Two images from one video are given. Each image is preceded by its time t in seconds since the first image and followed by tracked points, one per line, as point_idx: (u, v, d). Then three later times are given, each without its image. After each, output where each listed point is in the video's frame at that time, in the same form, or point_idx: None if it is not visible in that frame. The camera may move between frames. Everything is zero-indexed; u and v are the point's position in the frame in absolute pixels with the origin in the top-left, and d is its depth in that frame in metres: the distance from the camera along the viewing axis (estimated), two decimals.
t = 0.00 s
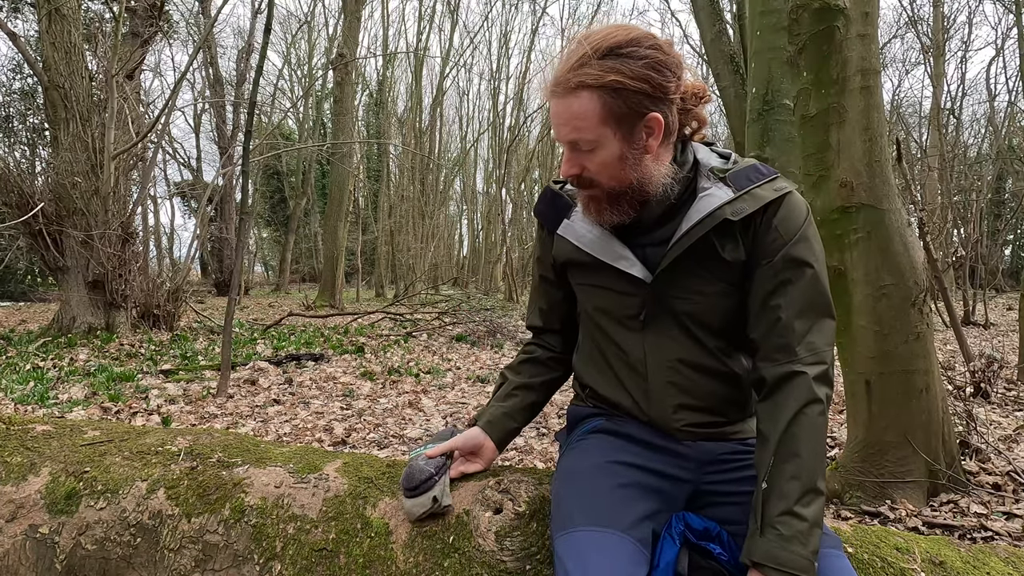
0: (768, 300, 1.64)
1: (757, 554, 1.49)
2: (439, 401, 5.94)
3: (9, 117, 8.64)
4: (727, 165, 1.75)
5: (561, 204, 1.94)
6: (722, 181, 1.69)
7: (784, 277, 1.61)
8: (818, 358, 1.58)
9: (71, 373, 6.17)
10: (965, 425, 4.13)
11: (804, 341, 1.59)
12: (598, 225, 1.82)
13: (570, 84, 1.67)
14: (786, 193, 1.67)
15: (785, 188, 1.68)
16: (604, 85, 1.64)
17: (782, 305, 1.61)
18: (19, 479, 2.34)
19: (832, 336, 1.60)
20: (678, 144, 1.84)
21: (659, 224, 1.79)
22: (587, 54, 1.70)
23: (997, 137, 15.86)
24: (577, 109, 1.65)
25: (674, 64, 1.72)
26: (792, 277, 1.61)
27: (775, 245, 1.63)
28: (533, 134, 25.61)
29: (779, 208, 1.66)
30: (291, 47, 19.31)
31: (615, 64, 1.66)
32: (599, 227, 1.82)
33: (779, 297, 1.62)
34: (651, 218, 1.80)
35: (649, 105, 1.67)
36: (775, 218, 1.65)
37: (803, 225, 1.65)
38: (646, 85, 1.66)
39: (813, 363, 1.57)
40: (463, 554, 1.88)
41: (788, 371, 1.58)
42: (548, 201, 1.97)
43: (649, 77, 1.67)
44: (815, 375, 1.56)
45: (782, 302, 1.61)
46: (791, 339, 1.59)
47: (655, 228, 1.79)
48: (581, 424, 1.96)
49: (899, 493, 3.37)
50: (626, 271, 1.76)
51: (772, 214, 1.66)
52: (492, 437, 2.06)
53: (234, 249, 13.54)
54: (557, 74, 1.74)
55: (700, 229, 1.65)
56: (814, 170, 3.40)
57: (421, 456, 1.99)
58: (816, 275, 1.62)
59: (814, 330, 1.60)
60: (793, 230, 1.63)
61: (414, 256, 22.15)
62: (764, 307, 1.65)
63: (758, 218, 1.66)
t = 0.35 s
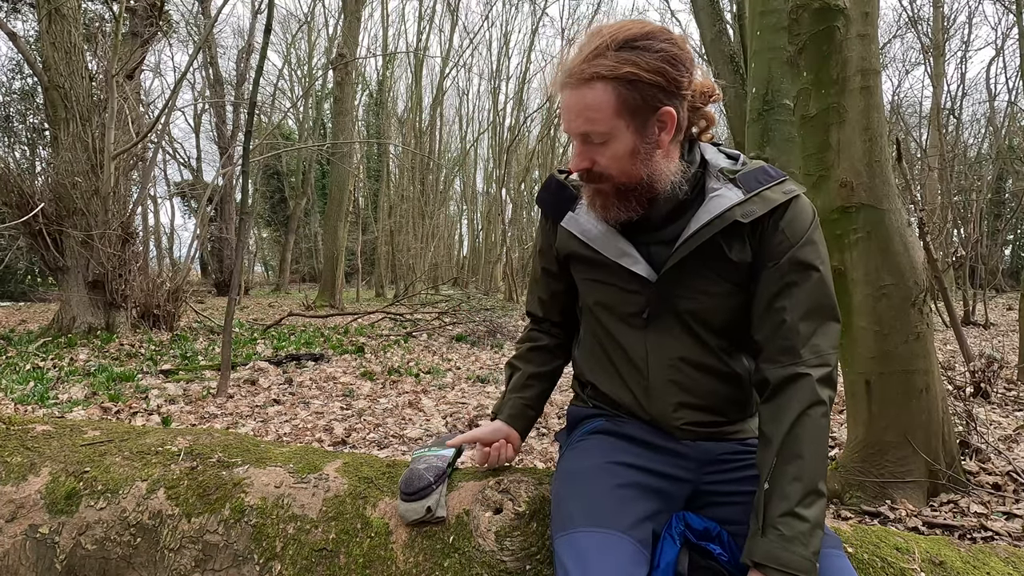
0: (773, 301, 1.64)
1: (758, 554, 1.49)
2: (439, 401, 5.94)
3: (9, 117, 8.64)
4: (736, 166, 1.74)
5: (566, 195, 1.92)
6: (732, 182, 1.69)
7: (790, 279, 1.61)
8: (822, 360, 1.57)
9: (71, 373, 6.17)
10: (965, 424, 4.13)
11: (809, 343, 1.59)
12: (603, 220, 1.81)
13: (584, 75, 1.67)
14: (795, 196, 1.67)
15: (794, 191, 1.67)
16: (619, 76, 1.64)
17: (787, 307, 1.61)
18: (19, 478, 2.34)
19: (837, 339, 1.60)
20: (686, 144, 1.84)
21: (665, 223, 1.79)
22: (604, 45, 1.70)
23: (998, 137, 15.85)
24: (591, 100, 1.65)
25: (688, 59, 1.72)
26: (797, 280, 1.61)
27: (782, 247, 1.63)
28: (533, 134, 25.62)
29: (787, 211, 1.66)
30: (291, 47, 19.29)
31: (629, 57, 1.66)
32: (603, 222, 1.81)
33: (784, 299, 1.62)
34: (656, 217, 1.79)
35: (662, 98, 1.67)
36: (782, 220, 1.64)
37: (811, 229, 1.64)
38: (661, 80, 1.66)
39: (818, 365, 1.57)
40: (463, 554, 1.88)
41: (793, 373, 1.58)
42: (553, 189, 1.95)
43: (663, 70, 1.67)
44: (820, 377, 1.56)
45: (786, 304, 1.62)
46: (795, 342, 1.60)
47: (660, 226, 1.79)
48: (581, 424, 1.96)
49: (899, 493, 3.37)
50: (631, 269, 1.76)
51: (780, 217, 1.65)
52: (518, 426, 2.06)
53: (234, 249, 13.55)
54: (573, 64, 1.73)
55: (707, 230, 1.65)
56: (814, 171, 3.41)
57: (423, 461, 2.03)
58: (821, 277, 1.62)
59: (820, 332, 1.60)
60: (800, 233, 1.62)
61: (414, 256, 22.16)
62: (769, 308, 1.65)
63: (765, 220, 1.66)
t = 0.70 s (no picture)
0: (760, 297, 1.66)
1: (756, 550, 1.49)
2: (439, 401, 5.94)
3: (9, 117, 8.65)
4: (719, 166, 1.77)
5: (552, 210, 1.94)
6: (715, 181, 1.71)
7: (776, 273, 1.64)
8: (810, 353, 1.59)
9: (71, 373, 6.17)
10: (965, 425, 4.13)
11: (796, 337, 1.61)
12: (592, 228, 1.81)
13: (616, 43, 1.74)
14: (777, 192, 1.70)
15: (776, 187, 1.71)
16: (643, 51, 1.76)
17: (775, 302, 1.63)
18: (19, 478, 2.34)
19: (824, 332, 1.62)
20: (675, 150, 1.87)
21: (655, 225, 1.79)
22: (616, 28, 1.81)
23: (998, 137, 15.85)
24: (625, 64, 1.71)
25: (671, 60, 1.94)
26: (783, 274, 1.64)
27: (766, 244, 1.66)
28: (533, 134, 25.62)
29: (770, 208, 1.69)
30: (291, 47, 19.29)
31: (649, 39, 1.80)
32: (593, 231, 1.82)
33: (771, 295, 1.65)
34: (648, 219, 1.79)
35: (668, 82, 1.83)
36: (766, 217, 1.68)
37: (793, 223, 1.68)
38: (669, 64, 1.83)
39: (807, 358, 1.59)
40: (463, 554, 1.88)
41: (779, 368, 1.60)
42: (538, 209, 1.97)
43: (670, 57, 1.84)
44: (809, 371, 1.57)
45: (774, 300, 1.64)
46: (782, 336, 1.62)
47: (653, 228, 1.79)
48: (582, 425, 1.96)
49: (899, 493, 3.37)
50: (624, 274, 1.75)
51: (763, 215, 1.69)
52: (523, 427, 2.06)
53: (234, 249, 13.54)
54: (589, 41, 1.78)
55: (698, 230, 1.65)
56: (815, 171, 3.42)
57: (423, 461, 2.04)
58: (805, 272, 1.65)
59: (808, 326, 1.62)
60: (783, 228, 1.66)
61: (414, 256, 22.16)
62: (756, 304, 1.67)
63: (751, 218, 1.69)
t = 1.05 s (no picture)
0: (748, 289, 1.68)
1: (756, 543, 1.49)
2: (439, 401, 5.94)
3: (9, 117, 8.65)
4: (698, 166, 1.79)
5: (537, 230, 1.83)
6: (697, 181, 1.72)
7: (764, 266, 1.66)
8: (798, 343, 1.62)
9: (70, 373, 6.17)
10: (965, 425, 4.13)
11: (784, 327, 1.63)
12: (585, 243, 1.75)
13: (601, 52, 1.71)
14: (757, 185, 1.72)
15: (756, 180, 1.72)
16: (626, 60, 1.74)
17: (762, 295, 1.65)
18: (19, 479, 2.34)
19: (808, 321, 1.65)
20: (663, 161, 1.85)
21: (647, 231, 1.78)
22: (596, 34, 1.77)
23: (998, 137, 15.87)
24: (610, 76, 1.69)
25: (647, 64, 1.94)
26: (768, 266, 1.65)
27: (751, 238, 1.68)
28: (533, 133, 25.61)
29: (752, 202, 1.71)
30: (291, 47, 19.29)
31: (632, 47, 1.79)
32: (589, 243, 1.75)
33: (760, 287, 1.66)
34: (636, 225, 1.79)
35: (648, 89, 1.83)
36: (749, 211, 1.70)
37: (775, 216, 1.70)
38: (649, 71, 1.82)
39: (795, 347, 1.62)
40: (463, 554, 1.88)
41: (768, 358, 1.62)
42: (522, 229, 1.86)
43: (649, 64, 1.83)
44: (796, 359, 1.60)
45: (762, 292, 1.65)
46: (771, 327, 1.64)
47: (646, 233, 1.78)
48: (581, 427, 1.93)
49: (899, 493, 3.37)
50: (622, 283, 1.72)
51: (746, 209, 1.70)
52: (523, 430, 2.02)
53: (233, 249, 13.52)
54: (570, 48, 1.74)
55: (690, 231, 1.64)
56: (815, 170, 3.43)
57: (423, 462, 2.04)
58: (788, 265, 1.68)
59: (793, 315, 1.64)
60: (766, 221, 1.68)
61: (414, 256, 22.16)
62: (744, 297, 1.68)
63: (737, 214, 1.70)
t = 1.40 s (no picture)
0: (761, 300, 1.67)
1: (761, 545, 1.49)
2: (439, 401, 5.94)
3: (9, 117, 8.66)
4: (714, 172, 1.79)
5: (542, 228, 1.79)
6: (715, 189, 1.72)
7: (778, 276, 1.65)
8: (815, 352, 1.61)
9: (71, 373, 6.17)
10: (965, 425, 4.13)
11: (799, 337, 1.63)
12: (594, 248, 1.73)
13: (645, 72, 1.56)
14: (773, 195, 1.73)
15: (771, 190, 1.74)
16: (667, 82, 1.60)
17: (777, 305, 1.65)
18: (19, 478, 2.34)
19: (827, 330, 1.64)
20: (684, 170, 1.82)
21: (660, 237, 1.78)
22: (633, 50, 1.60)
23: (998, 137, 15.88)
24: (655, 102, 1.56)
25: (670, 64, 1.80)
26: (785, 277, 1.65)
27: (767, 248, 1.67)
28: (533, 133, 25.60)
29: (769, 211, 1.71)
30: (291, 47, 19.28)
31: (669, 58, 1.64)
32: (599, 248, 1.72)
33: (773, 298, 1.66)
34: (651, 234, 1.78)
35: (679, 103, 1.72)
36: (765, 221, 1.70)
37: (791, 226, 1.71)
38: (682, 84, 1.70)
39: (811, 358, 1.60)
40: (463, 554, 1.88)
41: (786, 368, 1.61)
42: (526, 226, 1.82)
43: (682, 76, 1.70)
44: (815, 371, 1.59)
45: (775, 303, 1.66)
46: (787, 337, 1.63)
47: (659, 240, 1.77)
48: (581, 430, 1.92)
49: (899, 493, 3.37)
50: (630, 288, 1.72)
51: (762, 219, 1.70)
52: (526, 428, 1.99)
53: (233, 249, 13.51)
54: (609, 69, 1.56)
55: (705, 241, 1.65)
56: (815, 171, 3.43)
57: (423, 461, 2.04)
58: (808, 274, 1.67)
59: (810, 325, 1.63)
60: (781, 231, 1.68)
61: (414, 256, 22.16)
62: (757, 308, 1.68)
63: (753, 224, 1.70)
